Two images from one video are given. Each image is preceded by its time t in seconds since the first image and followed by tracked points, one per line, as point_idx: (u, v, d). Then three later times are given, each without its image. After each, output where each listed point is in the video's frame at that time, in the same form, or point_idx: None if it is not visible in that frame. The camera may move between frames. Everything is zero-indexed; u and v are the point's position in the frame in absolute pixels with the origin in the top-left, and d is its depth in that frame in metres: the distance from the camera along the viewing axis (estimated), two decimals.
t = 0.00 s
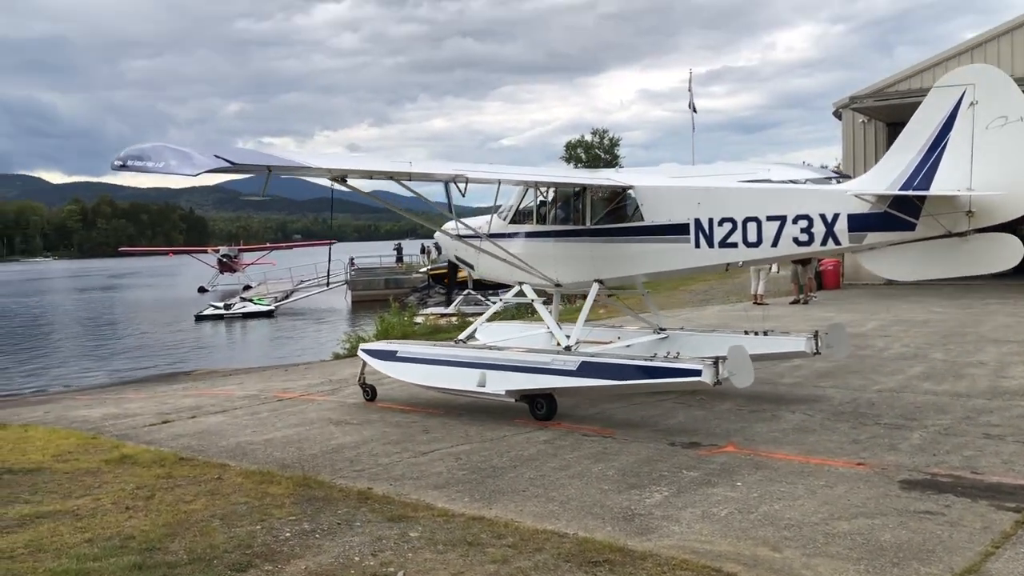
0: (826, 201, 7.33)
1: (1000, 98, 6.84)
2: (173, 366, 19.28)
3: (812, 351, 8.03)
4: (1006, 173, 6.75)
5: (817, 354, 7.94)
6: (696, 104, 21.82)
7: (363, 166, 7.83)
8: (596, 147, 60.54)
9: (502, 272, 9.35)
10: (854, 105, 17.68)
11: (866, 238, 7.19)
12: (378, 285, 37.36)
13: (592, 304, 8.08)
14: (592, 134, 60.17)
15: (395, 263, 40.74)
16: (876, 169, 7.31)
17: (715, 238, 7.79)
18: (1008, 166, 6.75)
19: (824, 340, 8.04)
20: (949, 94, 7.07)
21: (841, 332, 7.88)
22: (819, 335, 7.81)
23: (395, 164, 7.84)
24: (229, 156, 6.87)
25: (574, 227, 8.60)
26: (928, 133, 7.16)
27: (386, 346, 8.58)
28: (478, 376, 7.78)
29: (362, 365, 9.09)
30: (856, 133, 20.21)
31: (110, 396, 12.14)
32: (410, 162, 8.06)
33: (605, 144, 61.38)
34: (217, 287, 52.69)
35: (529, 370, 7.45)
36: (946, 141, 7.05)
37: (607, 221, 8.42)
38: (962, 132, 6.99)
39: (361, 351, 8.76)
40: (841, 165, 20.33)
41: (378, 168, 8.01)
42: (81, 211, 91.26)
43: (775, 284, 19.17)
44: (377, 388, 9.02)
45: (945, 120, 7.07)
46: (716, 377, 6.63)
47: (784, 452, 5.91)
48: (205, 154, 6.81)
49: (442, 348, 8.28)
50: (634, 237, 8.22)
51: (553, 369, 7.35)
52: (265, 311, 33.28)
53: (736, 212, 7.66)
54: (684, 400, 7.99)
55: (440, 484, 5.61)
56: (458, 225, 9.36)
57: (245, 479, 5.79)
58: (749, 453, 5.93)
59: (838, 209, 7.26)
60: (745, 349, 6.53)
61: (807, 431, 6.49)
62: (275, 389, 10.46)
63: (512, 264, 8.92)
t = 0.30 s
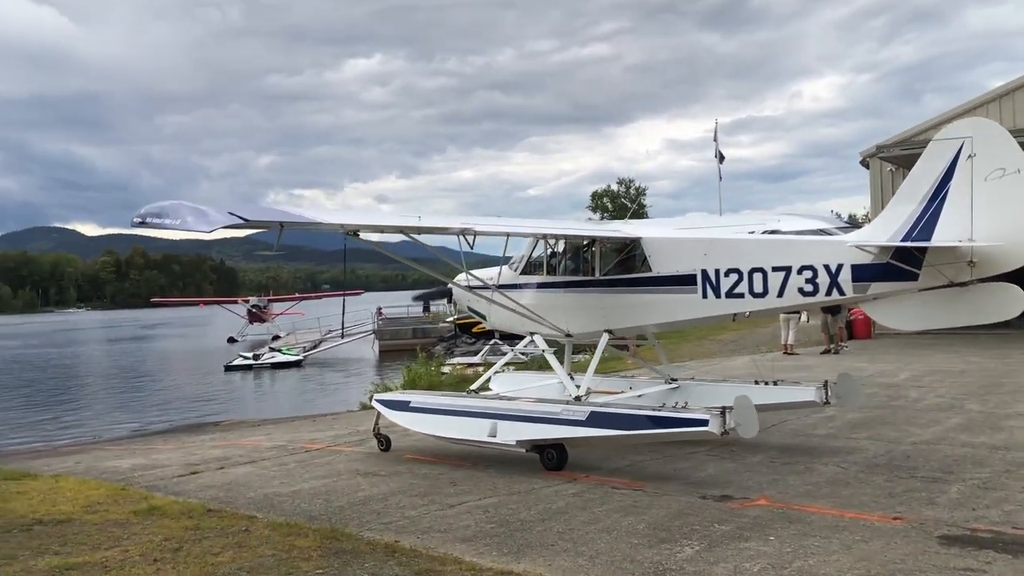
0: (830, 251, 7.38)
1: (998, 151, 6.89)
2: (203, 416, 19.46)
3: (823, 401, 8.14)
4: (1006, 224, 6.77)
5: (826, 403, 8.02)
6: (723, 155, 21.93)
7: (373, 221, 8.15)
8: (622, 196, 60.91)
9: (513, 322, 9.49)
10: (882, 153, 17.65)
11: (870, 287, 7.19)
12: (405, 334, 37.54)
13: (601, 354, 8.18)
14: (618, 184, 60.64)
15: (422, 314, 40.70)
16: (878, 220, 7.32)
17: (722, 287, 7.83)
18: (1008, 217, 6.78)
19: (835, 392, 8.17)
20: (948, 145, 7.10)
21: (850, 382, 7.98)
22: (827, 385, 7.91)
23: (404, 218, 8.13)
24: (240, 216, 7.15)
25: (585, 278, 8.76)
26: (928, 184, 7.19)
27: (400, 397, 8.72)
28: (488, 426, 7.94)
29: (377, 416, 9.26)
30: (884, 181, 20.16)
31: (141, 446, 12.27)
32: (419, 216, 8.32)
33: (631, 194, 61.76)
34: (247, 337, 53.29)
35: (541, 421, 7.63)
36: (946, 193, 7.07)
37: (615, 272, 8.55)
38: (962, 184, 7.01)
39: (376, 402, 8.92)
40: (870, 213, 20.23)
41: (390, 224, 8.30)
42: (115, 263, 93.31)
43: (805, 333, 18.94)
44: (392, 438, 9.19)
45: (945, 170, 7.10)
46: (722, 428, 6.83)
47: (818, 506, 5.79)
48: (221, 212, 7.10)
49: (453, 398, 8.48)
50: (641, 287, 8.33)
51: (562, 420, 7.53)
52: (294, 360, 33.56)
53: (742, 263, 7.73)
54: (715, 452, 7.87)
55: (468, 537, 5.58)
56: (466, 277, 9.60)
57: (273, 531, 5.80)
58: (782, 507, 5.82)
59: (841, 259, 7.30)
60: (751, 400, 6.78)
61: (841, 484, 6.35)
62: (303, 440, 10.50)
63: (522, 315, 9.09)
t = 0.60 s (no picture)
0: (835, 285, 7.64)
1: (998, 184, 7.19)
2: (231, 450, 19.57)
3: (833, 434, 8.13)
4: (1009, 256, 7.06)
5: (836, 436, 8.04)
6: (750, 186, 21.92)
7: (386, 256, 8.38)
8: (650, 227, 60.85)
9: (527, 355, 9.70)
10: (912, 183, 17.55)
11: (875, 320, 7.44)
12: (433, 367, 37.59)
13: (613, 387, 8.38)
14: (646, 215, 60.65)
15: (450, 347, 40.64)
16: (884, 253, 7.60)
17: (730, 320, 8.08)
18: (1010, 250, 7.06)
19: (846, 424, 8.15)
20: (950, 180, 7.41)
21: (860, 415, 8.00)
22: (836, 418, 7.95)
23: (414, 254, 8.45)
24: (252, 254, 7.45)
25: (595, 311, 8.99)
26: (932, 218, 7.49)
27: (414, 430, 8.86)
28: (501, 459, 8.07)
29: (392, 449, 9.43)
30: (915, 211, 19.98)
31: (170, 480, 12.36)
32: (430, 252, 8.63)
33: (659, 225, 61.66)
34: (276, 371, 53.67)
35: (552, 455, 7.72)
36: (950, 226, 7.36)
37: (625, 305, 8.78)
38: (965, 216, 7.31)
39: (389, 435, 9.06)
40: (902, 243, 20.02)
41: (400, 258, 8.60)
42: (147, 297, 94.83)
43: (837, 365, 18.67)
44: (405, 471, 9.35)
45: (948, 204, 7.40)
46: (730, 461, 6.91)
47: (853, 542, 5.69)
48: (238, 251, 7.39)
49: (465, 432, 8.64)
50: (652, 320, 8.55)
51: (574, 452, 7.67)
52: (322, 394, 33.72)
53: (750, 296, 7.98)
54: (746, 486, 7.76)
55: (496, 573, 5.56)
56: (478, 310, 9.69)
57: (302, 566, 5.83)
58: (816, 543, 5.72)
59: (847, 292, 7.56)
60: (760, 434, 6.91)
61: (877, 519, 6.23)
62: (331, 474, 10.53)
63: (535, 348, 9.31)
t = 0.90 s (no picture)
0: (835, 306, 7.71)
1: (993, 206, 7.34)
2: (254, 471, 19.65)
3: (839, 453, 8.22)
4: (1005, 277, 7.16)
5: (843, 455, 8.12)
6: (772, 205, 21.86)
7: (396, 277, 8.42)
8: (671, 246, 60.70)
9: (534, 377, 9.73)
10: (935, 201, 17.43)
11: (876, 339, 7.50)
12: (454, 387, 37.59)
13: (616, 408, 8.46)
14: (666, 234, 60.55)
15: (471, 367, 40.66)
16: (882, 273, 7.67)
17: (732, 340, 8.15)
18: (1006, 270, 7.17)
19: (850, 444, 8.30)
20: (947, 202, 7.56)
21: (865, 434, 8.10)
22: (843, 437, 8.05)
23: (419, 276, 8.61)
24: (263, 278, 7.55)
25: (601, 332, 9.05)
26: (929, 239, 7.60)
27: (422, 451, 9.05)
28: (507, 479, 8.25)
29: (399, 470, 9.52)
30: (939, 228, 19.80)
31: (193, 500, 12.43)
32: (434, 274, 8.75)
33: (680, 245, 61.50)
34: (299, 391, 53.93)
35: (557, 475, 7.91)
36: (947, 247, 7.48)
37: (630, 326, 8.84)
38: (961, 238, 7.43)
39: (399, 456, 9.24)
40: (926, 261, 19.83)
41: (407, 278, 8.68)
42: (171, 318, 95.82)
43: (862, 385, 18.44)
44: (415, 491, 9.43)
45: (945, 225, 7.53)
46: (731, 481, 7.06)
47: (881, 565, 5.60)
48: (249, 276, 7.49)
49: (471, 453, 8.82)
50: (655, 342, 8.60)
51: (578, 472, 7.83)
52: (344, 414, 33.83)
53: (751, 316, 8.06)
54: (771, 508, 7.66)
55: None
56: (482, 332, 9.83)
57: None
58: (843, 566, 5.64)
59: (847, 312, 7.63)
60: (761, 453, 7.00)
61: (905, 542, 6.13)
62: (352, 495, 10.54)
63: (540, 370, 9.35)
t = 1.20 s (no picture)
0: (825, 318, 7.85)
1: (979, 221, 7.51)
2: (266, 482, 19.69)
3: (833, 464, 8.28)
4: (990, 289, 7.32)
5: (836, 466, 8.28)
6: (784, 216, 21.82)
7: (391, 292, 8.74)
8: (683, 256, 60.55)
9: (531, 389, 9.87)
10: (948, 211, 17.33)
11: (865, 351, 7.65)
12: (466, 398, 37.57)
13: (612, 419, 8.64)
14: (678, 244, 60.44)
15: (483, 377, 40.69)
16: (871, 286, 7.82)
17: (725, 352, 8.30)
18: (991, 282, 7.33)
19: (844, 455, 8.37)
20: (932, 216, 7.73)
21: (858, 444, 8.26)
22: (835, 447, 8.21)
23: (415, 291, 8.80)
24: (261, 295, 7.75)
25: (597, 344, 9.20)
26: (916, 252, 7.74)
27: (422, 461, 9.19)
28: (505, 489, 8.38)
29: (401, 482, 9.66)
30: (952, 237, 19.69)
31: (205, 511, 12.46)
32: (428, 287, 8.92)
33: (692, 254, 61.34)
34: (311, 402, 54.00)
35: (554, 486, 8.01)
36: (933, 260, 7.62)
37: (625, 338, 8.99)
38: (947, 250, 7.59)
39: (399, 466, 9.38)
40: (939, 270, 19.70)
41: (401, 293, 9.04)
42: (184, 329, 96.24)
43: (876, 395, 18.29)
44: (416, 502, 9.56)
45: (931, 239, 7.69)
46: (723, 491, 7.23)
47: None
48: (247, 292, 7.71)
49: (471, 463, 8.95)
50: (650, 353, 8.75)
51: (574, 482, 7.94)
52: (356, 425, 33.88)
53: (743, 328, 8.21)
54: (785, 520, 7.62)
55: None
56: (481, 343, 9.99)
57: None
58: None
59: (837, 324, 7.77)
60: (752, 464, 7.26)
61: (921, 554, 6.09)
62: (364, 506, 10.57)
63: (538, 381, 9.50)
